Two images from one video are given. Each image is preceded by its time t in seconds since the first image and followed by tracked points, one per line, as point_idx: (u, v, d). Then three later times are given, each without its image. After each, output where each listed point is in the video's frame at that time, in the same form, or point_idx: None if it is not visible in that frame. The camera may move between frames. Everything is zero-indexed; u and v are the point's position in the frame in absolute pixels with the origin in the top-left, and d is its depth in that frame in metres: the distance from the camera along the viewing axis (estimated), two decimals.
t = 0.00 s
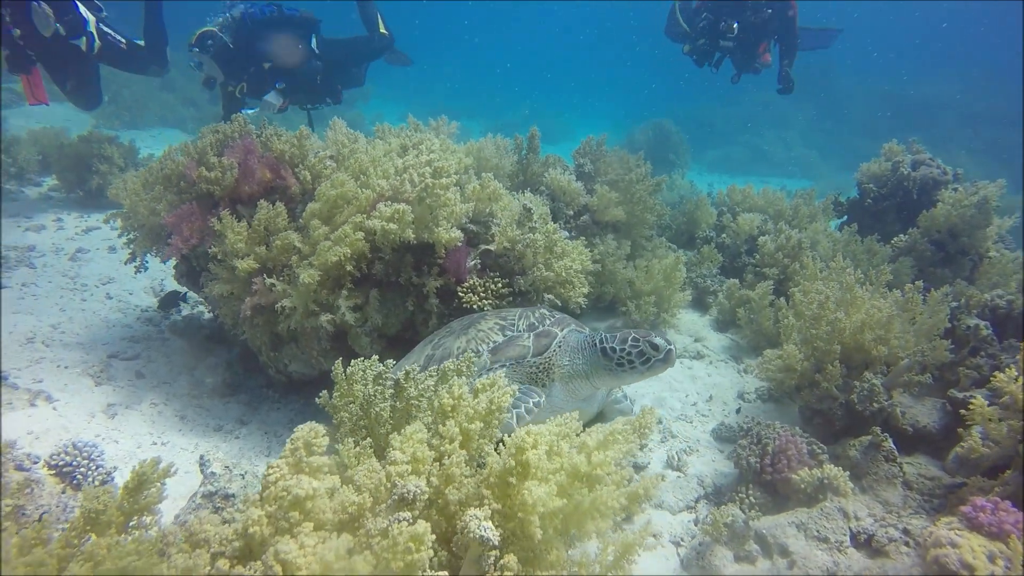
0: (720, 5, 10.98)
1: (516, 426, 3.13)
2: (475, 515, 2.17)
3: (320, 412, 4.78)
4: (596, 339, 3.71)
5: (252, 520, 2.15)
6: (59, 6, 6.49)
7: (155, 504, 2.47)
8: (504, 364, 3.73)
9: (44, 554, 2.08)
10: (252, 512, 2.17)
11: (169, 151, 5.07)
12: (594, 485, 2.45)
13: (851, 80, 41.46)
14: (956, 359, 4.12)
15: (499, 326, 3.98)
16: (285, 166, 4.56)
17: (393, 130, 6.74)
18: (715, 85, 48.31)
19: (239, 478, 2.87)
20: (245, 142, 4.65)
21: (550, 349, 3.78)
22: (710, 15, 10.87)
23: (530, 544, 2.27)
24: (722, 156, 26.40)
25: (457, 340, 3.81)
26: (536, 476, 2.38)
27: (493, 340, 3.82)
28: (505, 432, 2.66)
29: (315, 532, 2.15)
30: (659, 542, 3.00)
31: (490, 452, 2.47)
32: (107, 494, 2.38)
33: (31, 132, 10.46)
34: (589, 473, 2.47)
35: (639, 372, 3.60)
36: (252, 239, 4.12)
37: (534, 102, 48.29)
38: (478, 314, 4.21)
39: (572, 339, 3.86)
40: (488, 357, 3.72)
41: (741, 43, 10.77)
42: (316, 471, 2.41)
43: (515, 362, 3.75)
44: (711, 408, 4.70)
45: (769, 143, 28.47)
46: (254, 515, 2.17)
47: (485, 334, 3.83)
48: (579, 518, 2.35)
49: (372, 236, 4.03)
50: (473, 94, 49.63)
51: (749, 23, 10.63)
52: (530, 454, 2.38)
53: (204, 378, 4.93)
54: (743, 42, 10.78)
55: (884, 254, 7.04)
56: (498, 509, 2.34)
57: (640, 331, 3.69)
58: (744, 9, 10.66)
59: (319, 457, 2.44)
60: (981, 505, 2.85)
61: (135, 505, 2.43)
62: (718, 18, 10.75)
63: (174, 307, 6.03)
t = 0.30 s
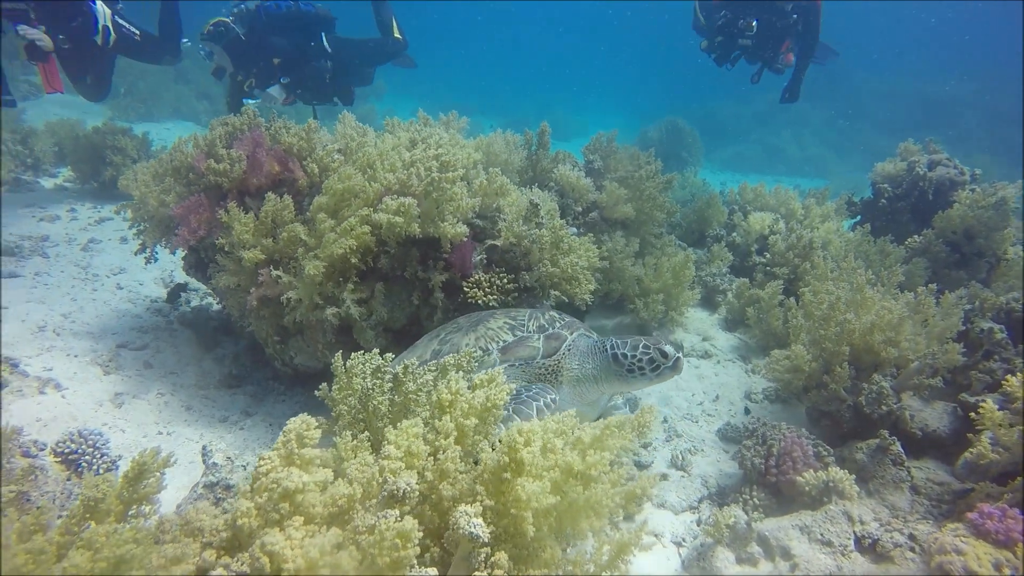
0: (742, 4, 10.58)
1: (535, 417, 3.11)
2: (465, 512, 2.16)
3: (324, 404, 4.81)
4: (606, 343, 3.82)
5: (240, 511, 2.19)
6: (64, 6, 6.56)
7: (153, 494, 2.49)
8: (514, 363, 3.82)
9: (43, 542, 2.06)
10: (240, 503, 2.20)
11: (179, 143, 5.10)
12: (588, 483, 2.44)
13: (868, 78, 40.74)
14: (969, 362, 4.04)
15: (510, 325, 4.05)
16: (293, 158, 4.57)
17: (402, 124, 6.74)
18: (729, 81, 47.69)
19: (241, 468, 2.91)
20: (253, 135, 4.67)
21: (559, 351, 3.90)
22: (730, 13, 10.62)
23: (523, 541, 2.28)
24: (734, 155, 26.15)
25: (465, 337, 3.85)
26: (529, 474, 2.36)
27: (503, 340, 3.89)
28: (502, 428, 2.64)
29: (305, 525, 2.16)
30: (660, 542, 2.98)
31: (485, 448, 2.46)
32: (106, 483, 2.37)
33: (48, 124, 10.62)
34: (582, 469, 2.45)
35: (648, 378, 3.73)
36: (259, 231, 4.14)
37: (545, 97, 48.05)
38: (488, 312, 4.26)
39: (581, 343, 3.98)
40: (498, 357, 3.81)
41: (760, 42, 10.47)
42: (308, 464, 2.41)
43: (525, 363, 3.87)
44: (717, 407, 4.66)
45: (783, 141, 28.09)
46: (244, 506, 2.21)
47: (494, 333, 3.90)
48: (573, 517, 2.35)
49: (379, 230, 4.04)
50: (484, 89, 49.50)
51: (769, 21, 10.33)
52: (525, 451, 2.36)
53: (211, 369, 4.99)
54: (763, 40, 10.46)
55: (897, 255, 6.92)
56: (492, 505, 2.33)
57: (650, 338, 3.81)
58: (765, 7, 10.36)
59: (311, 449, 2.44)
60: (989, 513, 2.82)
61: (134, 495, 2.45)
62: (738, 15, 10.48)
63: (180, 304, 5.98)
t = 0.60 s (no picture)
0: None
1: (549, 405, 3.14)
2: (458, 502, 2.17)
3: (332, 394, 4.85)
4: (617, 346, 4.00)
5: (232, 498, 2.17)
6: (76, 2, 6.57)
7: (158, 481, 2.51)
8: (526, 360, 3.92)
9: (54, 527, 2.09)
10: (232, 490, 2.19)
11: (191, 133, 5.14)
12: (582, 474, 2.41)
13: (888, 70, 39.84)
14: (986, 360, 3.95)
15: (521, 322, 4.07)
16: (303, 149, 4.58)
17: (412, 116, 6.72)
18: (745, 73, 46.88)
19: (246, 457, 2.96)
20: (263, 126, 4.69)
21: (571, 351, 4.00)
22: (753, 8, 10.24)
23: (518, 532, 2.28)
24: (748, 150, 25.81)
25: (475, 331, 3.87)
26: (524, 465, 2.35)
27: (515, 337, 3.95)
28: (501, 419, 2.65)
29: (298, 513, 2.15)
30: (665, 535, 3.00)
31: (482, 438, 2.46)
32: (113, 467, 2.41)
33: (66, 117, 10.79)
34: (577, 457, 2.44)
35: (657, 382, 3.88)
36: (269, 223, 4.17)
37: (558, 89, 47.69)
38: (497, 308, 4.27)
39: (592, 344, 4.11)
40: (511, 354, 3.88)
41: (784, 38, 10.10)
42: (304, 451, 2.39)
43: (537, 360, 3.96)
44: (726, 403, 4.62)
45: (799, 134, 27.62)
46: (235, 493, 2.18)
47: (506, 330, 3.94)
48: (568, 507, 2.35)
49: (387, 222, 4.06)
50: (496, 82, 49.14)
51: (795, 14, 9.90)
52: (523, 443, 2.35)
53: (222, 359, 5.05)
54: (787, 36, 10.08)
55: (913, 250, 6.78)
56: (488, 496, 2.34)
57: (660, 343, 3.99)
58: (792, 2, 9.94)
59: (307, 437, 2.41)
60: (1000, 512, 2.81)
61: (140, 480, 2.47)
62: (761, 11, 10.10)
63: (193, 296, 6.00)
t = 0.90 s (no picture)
0: None
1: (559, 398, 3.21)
2: (452, 492, 2.20)
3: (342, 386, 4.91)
4: (625, 351, 4.23)
5: (225, 484, 2.20)
6: None
7: (164, 470, 2.53)
8: (537, 360, 3.95)
9: (66, 512, 2.14)
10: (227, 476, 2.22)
11: (205, 127, 5.21)
12: (580, 465, 2.45)
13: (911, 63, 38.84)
14: (1002, 359, 3.87)
15: (532, 322, 4.08)
16: (314, 143, 4.63)
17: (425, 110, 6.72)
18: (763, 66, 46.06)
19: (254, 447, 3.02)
20: (276, 119, 4.73)
21: (582, 352, 4.09)
22: (778, 7, 9.85)
23: (512, 524, 2.30)
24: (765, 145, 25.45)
25: (488, 329, 3.88)
26: (520, 457, 2.37)
27: (527, 336, 3.95)
28: (499, 412, 2.66)
29: (291, 501, 2.20)
30: (670, 532, 3.00)
31: (479, 430, 2.48)
32: (121, 455, 2.47)
33: (87, 111, 11.00)
34: (574, 447, 2.46)
35: (665, 384, 4.15)
36: (280, 215, 4.22)
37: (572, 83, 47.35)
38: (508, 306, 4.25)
39: (601, 346, 4.24)
40: (523, 354, 3.89)
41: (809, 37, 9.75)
42: (301, 439, 2.44)
43: (548, 360, 3.99)
44: (736, 400, 4.58)
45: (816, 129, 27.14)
46: (229, 479, 2.22)
47: (519, 328, 3.94)
48: (564, 498, 2.33)
49: (397, 215, 4.09)
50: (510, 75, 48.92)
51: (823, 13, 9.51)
52: (519, 434, 2.36)
53: (235, 350, 5.14)
54: (813, 34, 9.72)
55: (931, 248, 6.64)
56: (481, 487, 2.35)
57: (667, 347, 4.23)
58: None
59: (304, 427, 2.46)
60: (1006, 513, 2.81)
61: (148, 468, 2.50)
62: (785, 11, 9.74)
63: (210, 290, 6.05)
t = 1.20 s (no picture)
0: None
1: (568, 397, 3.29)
2: (443, 485, 2.20)
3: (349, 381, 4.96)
4: (634, 355, 4.24)
5: (221, 474, 2.24)
6: None
7: (170, 460, 2.58)
8: (547, 360, 3.95)
9: (74, 501, 2.17)
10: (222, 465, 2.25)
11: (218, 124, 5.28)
12: (574, 461, 2.48)
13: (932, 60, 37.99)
14: (1017, 361, 3.79)
15: (542, 323, 4.08)
16: (325, 140, 4.67)
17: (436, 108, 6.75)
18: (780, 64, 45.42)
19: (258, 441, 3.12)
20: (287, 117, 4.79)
21: (591, 353, 4.09)
22: (801, 8, 9.41)
23: (505, 518, 2.32)
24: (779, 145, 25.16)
25: (499, 329, 3.88)
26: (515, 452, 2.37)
27: (537, 336, 3.96)
28: (497, 406, 2.66)
29: (284, 491, 2.25)
30: (673, 531, 3.00)
31: (476, 424, 2.49)
32: (127, 445, 2.48)
33: (107, 109, 11.21)
34: (570, 443, 2.50)
35: (670, 388, 4.13)
36: (290, 211, 4.27)
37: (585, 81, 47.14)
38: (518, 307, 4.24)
39: (610, 348, 4.24)
40: (533, 353, 3.90)
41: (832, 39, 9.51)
42: (299, 431, 2.49)
43: (558, 361, 3.99)
44: (744, 400, 4.55)
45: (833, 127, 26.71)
46: (225, 469, 2.24)
47: (528, 329, 3.95)
48: (557, 494, 2.38)
49: (405, 212, 4.12)
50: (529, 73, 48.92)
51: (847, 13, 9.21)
52: (517, 431, 2.39)
53: (245, 345, 5.21)
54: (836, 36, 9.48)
55: (948, 248, 6.51)
56: (476, 481, 2.36)
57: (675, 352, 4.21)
58: None
59: (302, 420, 2.51)
60: (1012, 516, 2.79)
61: (153, 459, 2.55)
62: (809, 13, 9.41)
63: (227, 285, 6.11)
